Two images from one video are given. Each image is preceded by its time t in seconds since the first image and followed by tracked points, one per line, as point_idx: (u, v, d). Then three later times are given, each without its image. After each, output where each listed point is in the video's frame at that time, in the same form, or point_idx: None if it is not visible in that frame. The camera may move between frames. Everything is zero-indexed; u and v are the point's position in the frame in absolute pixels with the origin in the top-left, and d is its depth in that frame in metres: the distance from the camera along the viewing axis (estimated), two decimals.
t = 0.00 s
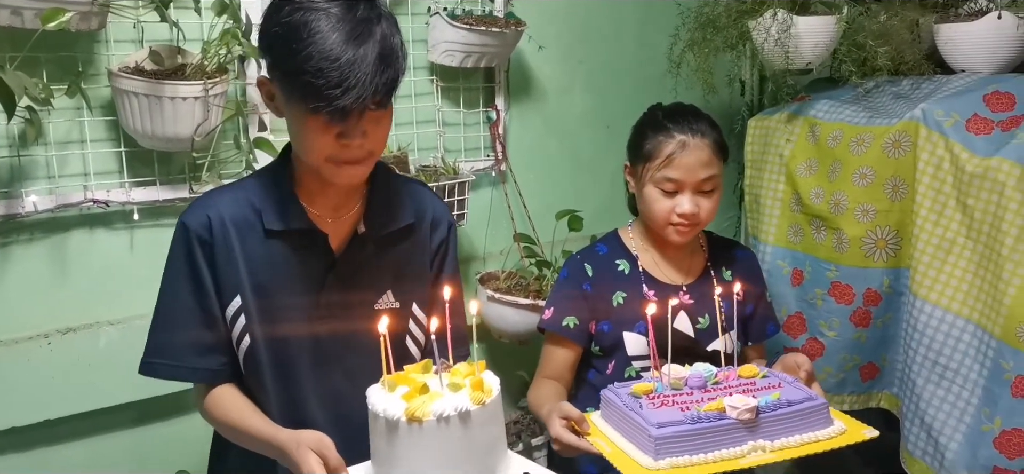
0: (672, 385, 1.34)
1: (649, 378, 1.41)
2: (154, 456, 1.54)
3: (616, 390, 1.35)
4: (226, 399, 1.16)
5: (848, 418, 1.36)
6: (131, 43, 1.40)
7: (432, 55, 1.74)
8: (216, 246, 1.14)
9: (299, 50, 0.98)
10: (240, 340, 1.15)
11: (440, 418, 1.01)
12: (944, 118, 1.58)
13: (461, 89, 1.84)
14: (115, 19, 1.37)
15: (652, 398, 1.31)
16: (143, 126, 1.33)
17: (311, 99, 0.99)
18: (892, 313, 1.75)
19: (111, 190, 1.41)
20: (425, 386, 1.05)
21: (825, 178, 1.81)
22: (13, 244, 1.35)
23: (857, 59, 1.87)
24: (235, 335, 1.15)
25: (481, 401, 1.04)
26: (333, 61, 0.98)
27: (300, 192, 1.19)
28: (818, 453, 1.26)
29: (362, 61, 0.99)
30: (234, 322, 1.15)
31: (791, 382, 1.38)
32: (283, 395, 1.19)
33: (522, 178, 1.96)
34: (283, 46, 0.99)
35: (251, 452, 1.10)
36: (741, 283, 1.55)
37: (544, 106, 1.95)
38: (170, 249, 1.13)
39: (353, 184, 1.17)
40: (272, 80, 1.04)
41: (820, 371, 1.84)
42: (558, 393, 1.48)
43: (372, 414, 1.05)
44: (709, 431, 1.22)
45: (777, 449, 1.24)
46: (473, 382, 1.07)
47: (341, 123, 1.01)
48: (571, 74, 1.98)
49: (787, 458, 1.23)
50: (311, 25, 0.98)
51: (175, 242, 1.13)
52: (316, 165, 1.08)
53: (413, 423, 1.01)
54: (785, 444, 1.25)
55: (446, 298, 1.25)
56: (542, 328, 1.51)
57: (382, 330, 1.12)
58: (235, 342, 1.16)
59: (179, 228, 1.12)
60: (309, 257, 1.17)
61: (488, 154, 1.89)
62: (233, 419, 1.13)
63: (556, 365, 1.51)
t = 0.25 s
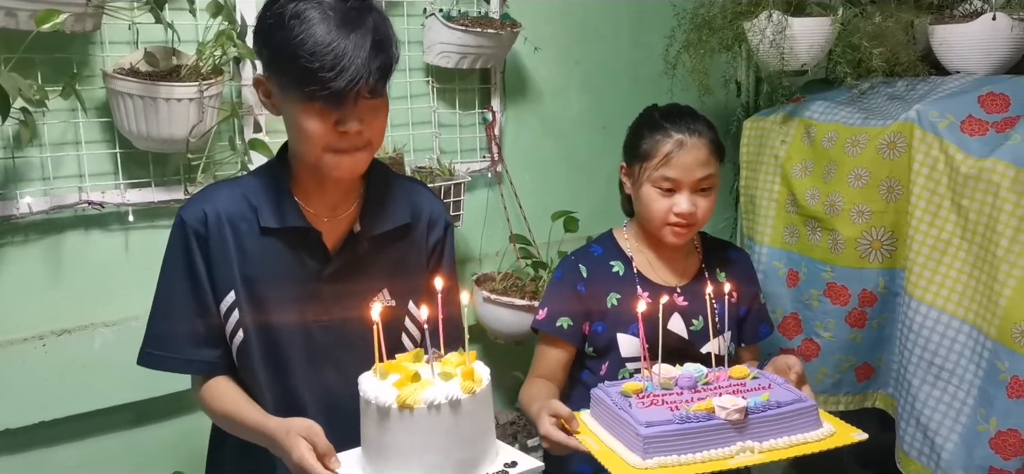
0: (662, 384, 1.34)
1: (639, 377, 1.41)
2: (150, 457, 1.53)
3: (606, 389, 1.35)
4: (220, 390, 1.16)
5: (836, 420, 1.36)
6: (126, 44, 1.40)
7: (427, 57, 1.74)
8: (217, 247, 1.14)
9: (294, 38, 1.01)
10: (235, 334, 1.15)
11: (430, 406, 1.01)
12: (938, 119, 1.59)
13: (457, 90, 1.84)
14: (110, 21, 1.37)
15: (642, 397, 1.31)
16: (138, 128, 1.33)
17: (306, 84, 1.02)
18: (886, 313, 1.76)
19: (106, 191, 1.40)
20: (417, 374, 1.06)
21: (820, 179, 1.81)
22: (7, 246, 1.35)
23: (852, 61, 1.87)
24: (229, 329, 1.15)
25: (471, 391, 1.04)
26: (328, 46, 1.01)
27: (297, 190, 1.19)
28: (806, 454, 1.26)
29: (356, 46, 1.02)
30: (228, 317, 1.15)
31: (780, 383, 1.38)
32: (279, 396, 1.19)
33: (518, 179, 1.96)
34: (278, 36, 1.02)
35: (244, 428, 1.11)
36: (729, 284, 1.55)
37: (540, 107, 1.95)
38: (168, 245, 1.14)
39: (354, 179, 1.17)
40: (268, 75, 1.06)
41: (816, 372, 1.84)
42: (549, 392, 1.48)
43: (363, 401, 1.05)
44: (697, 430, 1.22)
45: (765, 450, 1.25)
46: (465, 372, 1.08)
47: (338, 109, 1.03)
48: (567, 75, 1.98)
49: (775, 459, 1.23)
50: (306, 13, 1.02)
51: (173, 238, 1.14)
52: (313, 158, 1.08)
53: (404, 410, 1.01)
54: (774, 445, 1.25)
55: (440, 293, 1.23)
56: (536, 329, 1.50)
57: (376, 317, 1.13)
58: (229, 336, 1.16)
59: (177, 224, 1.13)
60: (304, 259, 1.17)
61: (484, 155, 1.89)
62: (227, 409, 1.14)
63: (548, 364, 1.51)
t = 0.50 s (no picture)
0: (662, 392, 1.34)
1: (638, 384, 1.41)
2: (146, 460, 1.53)
3: (605, 397, 1.35)
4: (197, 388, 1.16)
5: (839, 431, 1.36)
6: (123, 45, 1.40)
7: (424, 58, 1.73)
8: (211, 245, 1.15)
9: (276, 26, 1.04)
10: (224, 330, 1.16)
11: (441, 384, 1.01)
12: (936, 121, 1.59)
13: (454, 92, 1.84)
14: (105, 22, 1.36)
15: (641, 406, 1.31)
16: (135, 129, 1.33)
17: (287, 71, 1.04)
18: (884, 315, 1.76)
19: (102, 192, 1.40)
20: (428, 354, 1.06)
21: (818, 180, 1.81)
22: (3, 247, 1.35)
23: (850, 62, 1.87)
24: (218, 326, 1.16)
25: (482, 370, 1.03)
26: (309, 34, 1.03)
27: (291, 189, 1.20)
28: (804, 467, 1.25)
29: (337, 34, 1.04)
30: (218, 315, 1.15)
31: (782, 393, 1.38)
32: (275, 398, 1.19)
33: (515, 180, 1.96)
34: (262, 24, 1.05)
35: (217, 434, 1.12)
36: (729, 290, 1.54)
37: (537, 108, 1.95)
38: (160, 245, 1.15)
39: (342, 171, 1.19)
40: (252, 65, 1.09)
41: (814, 373, 1.84)
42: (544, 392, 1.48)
43: (372, 380, 1.05)
44: (696, 444, 1.22)
45: (765, 463, 1.24)
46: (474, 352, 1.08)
47: (319, 97, 1.06)
48: (564, 76, 1.98)
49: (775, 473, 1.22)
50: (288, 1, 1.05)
51: (166, 238, 1.15)
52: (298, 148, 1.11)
53: (415, 387, 1.01)
54: (773, 457, 1.25)
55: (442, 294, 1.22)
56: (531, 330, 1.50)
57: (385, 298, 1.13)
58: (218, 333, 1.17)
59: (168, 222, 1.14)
60: (301, 260, 1.17)
61: (481, 157, 1.88)
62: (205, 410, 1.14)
63: (545, 366, 1.51)
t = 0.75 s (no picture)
0: (665, 387, 1.34)
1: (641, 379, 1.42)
2: (146, 461, 1.52)
3: (607, 392, 1.35)
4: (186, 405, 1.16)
5: (844, 425, 1.36)
6: (123, 46, 1.40)
7: (424, 58, 1.74)
8: (202, 248, 1.14)
9: (262, 23, 1.01)
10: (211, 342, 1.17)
11: (450, 383, 1.01)
12: (936, 121, 1.59)
13: (454, 92, 1.84)
14: (106, 22, 1.37)
15: (644, 401, 1.31)
16: (135, 129, 1.33)
17: (274, 71, 1.03)
18: (884, 316, 1.75)
19: (102, 192, 1.40)
20: (434, 354, 1.06)
21: (818, 181, 1.81)
22: (2, 248, 1.35)
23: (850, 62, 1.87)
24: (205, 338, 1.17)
25: (491, 367, 1.05)
26: (297, 32, 1.01)
27: (281, 193, 1.19)
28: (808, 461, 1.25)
29: (325, 33, 1.02)
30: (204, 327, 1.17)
31: (785, 386, 1.38)
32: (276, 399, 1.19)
33: (515, 180, 1.96)
34: (246, 21, 1.03)
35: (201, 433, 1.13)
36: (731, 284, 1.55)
37: (537, 108, 1.95)
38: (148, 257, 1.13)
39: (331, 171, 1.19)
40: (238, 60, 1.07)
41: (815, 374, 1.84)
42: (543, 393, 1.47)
43: (378, 383, 1.05)
44: (700, 437, 1.22)
45: (770, 457, 1.24)
46: (481, 349, 1.08)
47: (307, 97, 1.05)
48: (563, 77, 1.98)
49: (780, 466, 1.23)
50: None
51: (153, 251, 1.13)
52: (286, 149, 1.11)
53: (422, 388, 1.01)
54: (778, 451, 1.25)
55: (447, 293, 1.23)
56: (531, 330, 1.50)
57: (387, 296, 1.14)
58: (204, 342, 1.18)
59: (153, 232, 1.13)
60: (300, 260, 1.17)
61: (481, 157, 1.89)
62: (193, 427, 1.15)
63: (542, 367, 1.49)
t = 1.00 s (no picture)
0: (672, 374, 1.34)
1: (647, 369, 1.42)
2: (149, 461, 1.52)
3: (613, 379, 1.35)
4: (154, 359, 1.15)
5: (852, 410, 1.37)
6: (128, 46, 1.40)
7: (428, 58, 1.74)
8: (194, 232, 1.13)
9: (287, 49, 0.98)
10: (199, 323, 1.15)
11: (462, 384, 1.01)
12: (941, 122, 1.58)
13: (458, 93, 1.84)
14: (111, 23, 1.37)
15: (651, 387, 1.31)
16: (139, 129, 1.33)
17: (291, 97, 0.99)
18: (889, 317, 1.75)
19: (107, 193, 1.40)
20: (444, 354, 1.06)
21: (823, 181, 1.81)
22: (7, 247, 1.35)
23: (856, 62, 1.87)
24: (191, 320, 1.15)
25: (503, 368, 1.04)
26: (322, 62, 0.97)
27: (276, 186, 1.17)
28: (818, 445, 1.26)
29: (352, 65, 0.99)
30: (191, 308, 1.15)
31: (792, 371, 1.39)
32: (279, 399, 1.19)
33: (519, 180, 1.96)
34: (266, 38, 0.99)
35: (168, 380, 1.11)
36: (739, 273, 1.56)
37: (541, 108, 1.95)
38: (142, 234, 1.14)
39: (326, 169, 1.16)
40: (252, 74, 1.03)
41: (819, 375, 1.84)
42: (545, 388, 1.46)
43: (386, 382, 1.05)
44: (709, 423, 1.22)
45: (778, 442, 1.25)
46: (493, 350, 1.08)
47: (319, 125, 1.00)
48: (567, 77, 1.97)
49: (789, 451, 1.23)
50: (296, 17, 0.98)
51: (147, 229, 1.14)
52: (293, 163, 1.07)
53: (433, 388, 1.01)
54: (787, 436, 1.25)
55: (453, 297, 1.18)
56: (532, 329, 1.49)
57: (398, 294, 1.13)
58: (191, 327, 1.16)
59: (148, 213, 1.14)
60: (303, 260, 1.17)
61: (485, 158, 1.88)
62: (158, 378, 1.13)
63: (544, 364, 1.49)
